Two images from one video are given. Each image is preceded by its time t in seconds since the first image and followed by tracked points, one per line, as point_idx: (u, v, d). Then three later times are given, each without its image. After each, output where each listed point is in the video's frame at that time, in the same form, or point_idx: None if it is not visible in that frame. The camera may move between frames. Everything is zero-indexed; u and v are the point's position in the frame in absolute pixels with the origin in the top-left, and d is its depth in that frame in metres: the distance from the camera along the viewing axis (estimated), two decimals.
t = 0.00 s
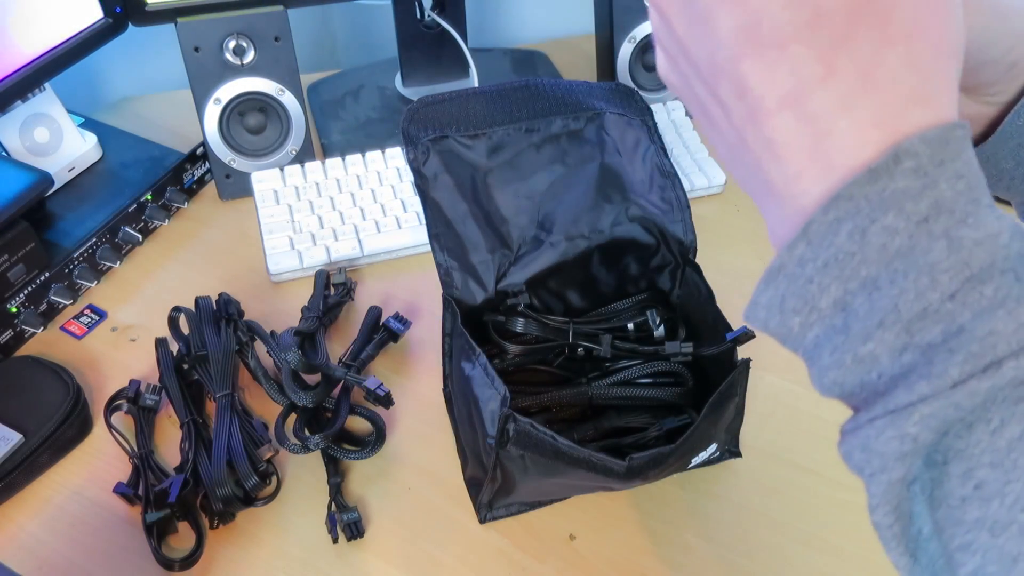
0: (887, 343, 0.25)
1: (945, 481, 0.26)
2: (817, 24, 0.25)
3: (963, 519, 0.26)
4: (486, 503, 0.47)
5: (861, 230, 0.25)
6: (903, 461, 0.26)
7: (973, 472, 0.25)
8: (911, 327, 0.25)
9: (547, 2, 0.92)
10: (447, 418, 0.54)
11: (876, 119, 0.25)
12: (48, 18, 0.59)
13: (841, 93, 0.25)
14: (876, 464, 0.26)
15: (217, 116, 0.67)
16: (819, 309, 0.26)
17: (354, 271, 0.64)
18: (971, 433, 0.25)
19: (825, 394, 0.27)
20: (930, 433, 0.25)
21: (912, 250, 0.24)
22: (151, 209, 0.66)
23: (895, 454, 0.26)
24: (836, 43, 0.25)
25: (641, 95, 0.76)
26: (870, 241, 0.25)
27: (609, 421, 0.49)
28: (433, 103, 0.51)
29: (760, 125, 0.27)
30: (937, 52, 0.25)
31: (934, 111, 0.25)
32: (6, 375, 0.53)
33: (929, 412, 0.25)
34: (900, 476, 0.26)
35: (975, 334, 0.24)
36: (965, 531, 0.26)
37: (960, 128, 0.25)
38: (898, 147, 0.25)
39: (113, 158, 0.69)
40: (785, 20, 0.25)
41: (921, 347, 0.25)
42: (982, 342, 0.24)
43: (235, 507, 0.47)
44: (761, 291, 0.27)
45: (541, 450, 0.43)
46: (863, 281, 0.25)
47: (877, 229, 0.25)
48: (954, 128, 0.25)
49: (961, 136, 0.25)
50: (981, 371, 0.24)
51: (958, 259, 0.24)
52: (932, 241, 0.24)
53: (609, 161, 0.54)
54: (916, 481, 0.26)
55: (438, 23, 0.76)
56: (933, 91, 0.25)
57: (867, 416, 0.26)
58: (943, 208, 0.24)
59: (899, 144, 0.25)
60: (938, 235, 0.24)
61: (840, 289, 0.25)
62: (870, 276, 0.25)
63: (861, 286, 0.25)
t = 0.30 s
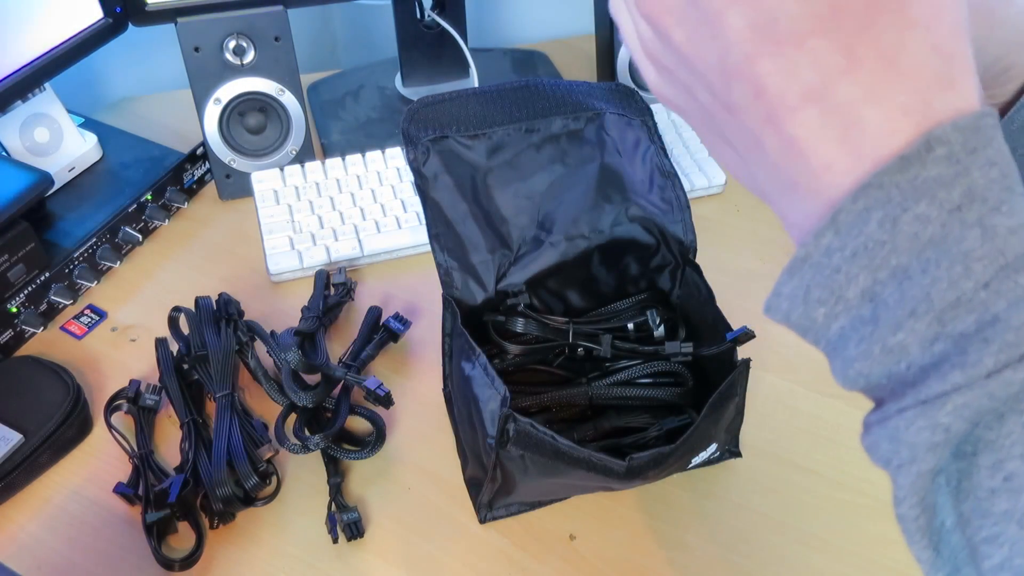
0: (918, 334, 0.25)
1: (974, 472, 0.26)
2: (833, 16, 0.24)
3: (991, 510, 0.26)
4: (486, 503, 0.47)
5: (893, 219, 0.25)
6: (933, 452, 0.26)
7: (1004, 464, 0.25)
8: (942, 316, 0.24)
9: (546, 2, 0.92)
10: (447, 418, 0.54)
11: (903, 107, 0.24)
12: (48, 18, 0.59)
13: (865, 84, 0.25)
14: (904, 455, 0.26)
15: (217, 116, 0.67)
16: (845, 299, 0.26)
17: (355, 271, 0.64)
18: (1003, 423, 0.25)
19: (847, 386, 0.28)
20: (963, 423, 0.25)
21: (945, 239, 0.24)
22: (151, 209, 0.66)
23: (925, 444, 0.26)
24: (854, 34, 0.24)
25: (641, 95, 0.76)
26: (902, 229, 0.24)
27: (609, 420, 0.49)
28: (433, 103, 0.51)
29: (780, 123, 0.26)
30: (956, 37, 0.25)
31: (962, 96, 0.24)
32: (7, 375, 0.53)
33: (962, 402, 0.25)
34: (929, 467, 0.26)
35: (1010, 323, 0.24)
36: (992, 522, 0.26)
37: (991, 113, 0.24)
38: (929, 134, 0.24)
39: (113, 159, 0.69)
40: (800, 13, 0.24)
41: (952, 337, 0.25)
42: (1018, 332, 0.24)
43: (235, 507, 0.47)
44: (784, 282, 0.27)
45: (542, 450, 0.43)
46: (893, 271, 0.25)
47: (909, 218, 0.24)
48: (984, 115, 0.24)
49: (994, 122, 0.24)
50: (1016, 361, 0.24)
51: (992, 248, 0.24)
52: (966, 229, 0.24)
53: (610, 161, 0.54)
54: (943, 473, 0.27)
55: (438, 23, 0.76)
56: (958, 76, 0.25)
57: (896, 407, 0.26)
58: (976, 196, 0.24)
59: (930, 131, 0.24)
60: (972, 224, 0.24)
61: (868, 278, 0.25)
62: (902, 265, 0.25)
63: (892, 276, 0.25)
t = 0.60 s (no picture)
0: (889, 350, 0.24)
1: (950, 482, 0.25)
2: (793, 47, 0.24)
3: (967, 520, 0.24)
4: (486, 503, 0.47)
5: (861, 238, 0.24)
6: (907, 464, 0.25)
7: (976, 474, 0.24)
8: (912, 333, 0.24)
9: (547, 2, 0.92)
10: (447, 418, 0.54)
11: (868, 131, 0.25)
12: (48, 18, 0.59)
13: (831, 110, 0.25)
14: (880, 467, 0.25)
15: (217, 116, 0.67)
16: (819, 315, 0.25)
17: (354, 271, 0.64)
18: (973, 435, 0.24)
19: (829, 402, 0.27)
20: (933, 436, 0.24)
21: (912, 257, 0.24)
22: (151, 209, 0.66)
23: (898, 457, 0.25)
24: (813, 63, 0.24)
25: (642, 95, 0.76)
26: (870, 249, 0.24)
27: (609, 421, 0.49)
28: (433, 103, 0.51)
29: (751, 143, 0.27)
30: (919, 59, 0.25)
31: (926, 120, 0.25)
32: (6, 375, 0.53)
33: (931, 416, 0.24)
34: (904, 479, 0.25)
35: (975, 339, 0.23)
36: (967, 532, 0.24)
37: (955, 136, 0.24)
38: (892, 158, 0.24)
39: (113, 159, 0.69)
40: (761, 47, 0.25)
41: (921, 352, 0.24)
42: (983, 347, 0.23)
43: (235, 507, 0.47)
44: (764, 300, 0.27)
45: (541, 450, 0.43)
46: (865, 289, 0.24)
47: (877, 238, 0.24)
48: (949, 135, 0.24)
49: (959, 142, 0.24)
50: (981, 375, 0.23)
51: (957, 265, 0.23)
52: (932, 246, 0.24)
53: (609, 161, 0.54)
54: (920, 484, 0.25)
55: (439, 23, 0.76)
56: (922, 99, 0.25)
57: (871, 420, 0.26)
58: (942, 214, 0.24)
59: (894, 154, 0.24)
60: (938, 241, 0.24)
61: (842, 297, 0.25)
62: (872, 283, 0.24)
63: (863, 292, 0.25)
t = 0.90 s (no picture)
0: (887, 309, 0.25)
1: (942, 443, 0.26)
2: None
3: (957, 480, 0.26)
4: (486, 503, 0.47)
5: (864, 196, 0.25)
6: (900, 423, 0.26)
7: (969, 433, 0.25)
8: (909, 291, 0.24)
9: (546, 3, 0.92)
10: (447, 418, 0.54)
11: (880, 86, 0.25)
12: (48, 18, 0.59)
13: (845, 60, 0.25)
14: (873, 425, 0.26)
15: (217, 116, 0.67)
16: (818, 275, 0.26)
17: (355, 271, 0.64)
18: (966, 395, 0.25)
19: (826, 359, 0.27)
20: (926, 395, 0.25)
21: (914, 217, 0.24)
22: (151, 209, 0.66)
23: (892, 415, 0.25)
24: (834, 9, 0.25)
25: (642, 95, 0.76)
26: (873, 208, 0.25)
27: (609, 420, 0.49)
28: (433, 103, 0.51)
29: (764, 94, 0.27)
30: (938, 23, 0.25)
31: (939, 80, 0.25)
32: (6, 375, 0.53)
33: (924, 374, 0.24)
34: (896, 438, 0.26)
35: (972, 299, 0.24)
36: (958, 491, 0.26)
37: (965, 98, 0.25)
38: (902, 115, 0.24)
39: (113, 159, 0.69)
40: None
41: (919, 312, 0.25)
42: (979, 307, 0.24)
43: (235, 507, 0.47)
44: (766, 260, 0.27)
45: (541, 450, 0.43)
46: (865, 249, 0.25)
47: (879, 196, 0.24)
48: (960, 97, 0.25)
49: (966, 104, 0.24)
50: (976, 335, 0.24)
51: (957, 225, 0.24)
52: (934, 207, 0.24)
53: (609, 161, 0.54)
54: (913, 445, 0.26)
55: (438, 23, 0.76)
56: (937, 60, 0.25)
57: (867, 379, 0.26)
58: (946, 173, 0.24)
59: (904, 111, 0.25)
60: (941, 201, 0.24)
61: (843, 256, 0.25)
62: (873, 242, 0.25)
63: (862, 253, 0.25)
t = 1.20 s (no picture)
0: (879, 306, 0.24)
1: (938, 441, 0.25)
2: None
3: (953, 478, 0.25)
4: (486, 503, 0.47)
5: (855, 191, 0.24)
6: (894, 422, 0.25)
7: (964, 431, 0.24)
8: (901, 289, 0.24)
9: (546, 3, 0.92)
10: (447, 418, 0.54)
11: (867, 78, 0.24)
12: (47, 18, 0.59)
13: (829, 53, 0.25)
14: (867, 425, 0.26)
15: (217, 116, 0.67)
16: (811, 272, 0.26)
17: (355, 270, 0.64)
18: (961, 393, 0.24)
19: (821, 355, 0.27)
20: (920, 394, 0.25)
21: (906, 212, 0.24)
22: (151, 209, 0.66)
23: (886, 415, 0.25)
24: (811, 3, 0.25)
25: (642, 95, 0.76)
26: (864, 203, 0.24)
27: (609, 420, 0.49)
28: (433, 103, 0.51)
29: (748, 93, 0.27)
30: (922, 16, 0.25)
31: (927, 69, 0.24)
32: (7, 375, 0.53)
33: (918, 372, 0.24)
34: (891, 437, 0.26)
35: (965, 296, 0.23)
36: (955, 489, 0.25)
37: (956, 87, 0.24)
38: (892, 107, 0.24)
39: (113, 159, 0.69)
40: None
41: (912, 309, 0.24)
42: (973, 304, 0.23)
43: (235, 507, 0.47)
44: (760, 255, 0.27)
45: (541, 450, 0.43)
46: (857, 244, 0.25)
47: (870, 192, 0.24)
48: (951, 87, 0.24)
49: (959, 94, 0.24)
50: (970, 333, 0.23)
51: (951, 219, 0.23)
52: (926, 201, 0.24)
53: (609, 161, 0.54)
54: (910, 443, 0.26)
55: (439, 23, 0.76)
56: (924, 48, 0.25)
57: (860, 377, 0.26)
58: (938, 167, 0.24)
59: (894, 103, 0.24)
60: (932, 195, 0.24)
61: (835, 252, 0.25)
62: (864, 238, 0.24)
63: (854, 248, 0.25)
